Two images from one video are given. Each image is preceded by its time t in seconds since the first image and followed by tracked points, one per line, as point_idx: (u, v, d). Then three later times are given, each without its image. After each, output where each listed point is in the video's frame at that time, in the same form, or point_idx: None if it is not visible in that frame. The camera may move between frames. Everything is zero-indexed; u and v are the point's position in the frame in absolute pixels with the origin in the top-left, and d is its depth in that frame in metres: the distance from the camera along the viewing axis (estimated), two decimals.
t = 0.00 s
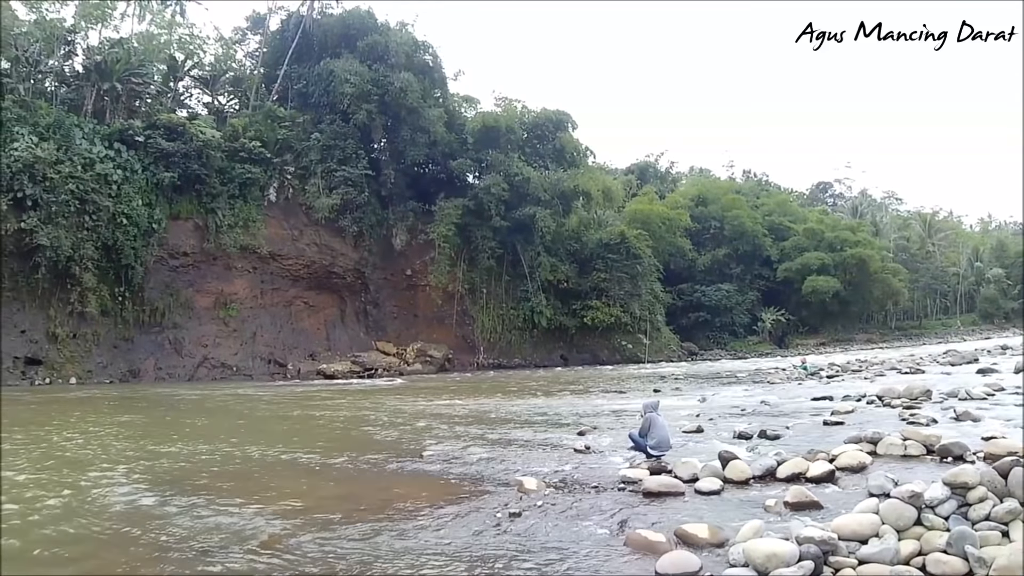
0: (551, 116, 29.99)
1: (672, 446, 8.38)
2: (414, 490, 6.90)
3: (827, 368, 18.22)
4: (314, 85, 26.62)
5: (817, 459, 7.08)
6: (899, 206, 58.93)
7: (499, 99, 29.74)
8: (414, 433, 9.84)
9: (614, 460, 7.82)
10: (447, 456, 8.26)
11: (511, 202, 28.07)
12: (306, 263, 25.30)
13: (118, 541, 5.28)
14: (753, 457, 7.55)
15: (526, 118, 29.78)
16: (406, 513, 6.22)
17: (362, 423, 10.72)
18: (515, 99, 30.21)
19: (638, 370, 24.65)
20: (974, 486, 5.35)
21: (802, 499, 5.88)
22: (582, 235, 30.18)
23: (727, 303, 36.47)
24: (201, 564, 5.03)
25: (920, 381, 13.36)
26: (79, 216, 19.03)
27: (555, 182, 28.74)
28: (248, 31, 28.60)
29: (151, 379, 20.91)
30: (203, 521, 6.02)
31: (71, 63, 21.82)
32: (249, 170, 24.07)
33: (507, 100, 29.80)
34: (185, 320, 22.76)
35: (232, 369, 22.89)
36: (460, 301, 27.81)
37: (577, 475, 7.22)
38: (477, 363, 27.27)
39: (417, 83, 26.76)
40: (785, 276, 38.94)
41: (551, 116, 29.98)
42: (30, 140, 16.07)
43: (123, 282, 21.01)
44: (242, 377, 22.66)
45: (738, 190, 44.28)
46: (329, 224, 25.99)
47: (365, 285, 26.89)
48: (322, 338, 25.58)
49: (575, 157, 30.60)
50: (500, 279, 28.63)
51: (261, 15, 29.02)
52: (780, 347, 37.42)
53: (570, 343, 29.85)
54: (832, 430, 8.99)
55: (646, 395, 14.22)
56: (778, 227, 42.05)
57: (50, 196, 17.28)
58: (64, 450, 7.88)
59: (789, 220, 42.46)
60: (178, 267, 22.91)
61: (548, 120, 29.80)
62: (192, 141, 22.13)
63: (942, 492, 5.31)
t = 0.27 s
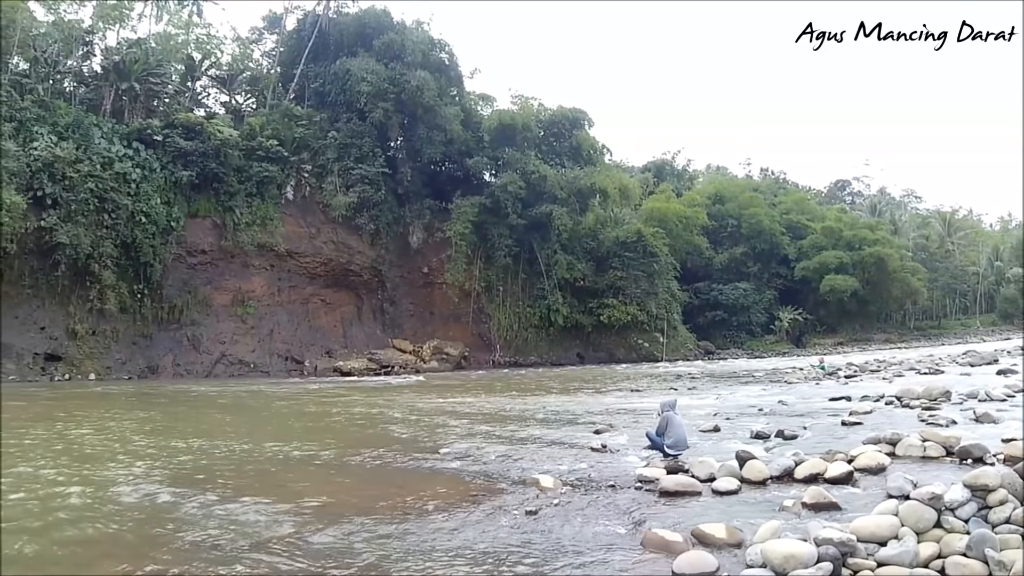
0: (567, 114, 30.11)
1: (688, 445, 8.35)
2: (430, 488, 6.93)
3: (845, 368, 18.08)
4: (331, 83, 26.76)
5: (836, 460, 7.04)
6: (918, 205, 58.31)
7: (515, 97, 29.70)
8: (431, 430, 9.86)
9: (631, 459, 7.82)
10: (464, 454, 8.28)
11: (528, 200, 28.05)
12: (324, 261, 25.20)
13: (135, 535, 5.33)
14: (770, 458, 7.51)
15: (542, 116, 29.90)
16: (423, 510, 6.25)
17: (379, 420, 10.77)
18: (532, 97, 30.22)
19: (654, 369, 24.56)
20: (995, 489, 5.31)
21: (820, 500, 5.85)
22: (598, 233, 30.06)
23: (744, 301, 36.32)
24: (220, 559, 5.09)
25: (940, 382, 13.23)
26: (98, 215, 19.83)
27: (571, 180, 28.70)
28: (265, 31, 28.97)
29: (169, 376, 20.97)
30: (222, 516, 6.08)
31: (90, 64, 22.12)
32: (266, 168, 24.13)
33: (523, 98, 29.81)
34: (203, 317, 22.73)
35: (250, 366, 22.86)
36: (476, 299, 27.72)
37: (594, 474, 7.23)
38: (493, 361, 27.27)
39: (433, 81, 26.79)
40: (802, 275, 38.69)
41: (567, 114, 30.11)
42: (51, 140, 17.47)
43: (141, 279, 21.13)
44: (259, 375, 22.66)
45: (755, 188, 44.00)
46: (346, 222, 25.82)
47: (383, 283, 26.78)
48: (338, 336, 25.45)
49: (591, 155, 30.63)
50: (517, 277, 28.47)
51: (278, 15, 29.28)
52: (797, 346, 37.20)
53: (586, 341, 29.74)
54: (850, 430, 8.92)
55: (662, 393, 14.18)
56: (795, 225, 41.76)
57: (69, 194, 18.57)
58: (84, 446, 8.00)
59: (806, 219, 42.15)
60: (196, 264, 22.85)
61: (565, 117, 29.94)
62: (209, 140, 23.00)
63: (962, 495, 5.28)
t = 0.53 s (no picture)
0: (586, 112, 30.26)
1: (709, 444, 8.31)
2: (450, 486, 6.95)
3: (867, 366, 17.91)
4: (350, 83, 26.87)
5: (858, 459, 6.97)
6: (940, 201, 57.58)
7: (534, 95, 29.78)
8: (451, 428, 9.88)
9: (651, 457, 7.79)
10: (483, 452, 8.30)
11: (548, 198, 28.24)
12: (344, 259, 25.34)
13: (158, 530, 5.39)
14: (792, 457, 7.45)
15: (561, 114, 30.04)
16: (442, 507, 6.27)
17: (399, 417, 10.81)
18: (550, 94, 30.29)
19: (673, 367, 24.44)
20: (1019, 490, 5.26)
21: (842, 500, 5.81)
22: (618, 231, 30.02)
23: (765, 299, 36.07)
24: (242, 555, 5.14)
25: (963, 381, 13.06)
26: (121, 214, 20.10)
27: (591, 178, 28.71)
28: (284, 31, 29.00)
29: (191, 373, 21.13)
30: (243, 512, 6.14)
31: (111, 65, 22.42)
32: (287, 167, 24.36)
33: (541, 96, 29.87)
34: (224, 315, 22.85)
35: (271, 364, 22.85)
36: (496, 297, 27.68)
37: (614, 473, 7.21)
38: (514, 358, 27.11)
39: (452, 80, 26.88)
40: (823, 272, 38.35)
41: (586, 112, 30.26)
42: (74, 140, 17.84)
43: (164, 277, 21.41)
44: (280, 372, 22.63)
45: (775, 184, 43.62)
46: (366, 220, 25.98)
47: (403, 281, 26.81)
48: (358, 333, 25.41)
49: (611, 153, 30.70)
50: (538, 274, 28.53)
51: (296, 15, 29.42)
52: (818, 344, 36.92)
53: (606, 339, 29.63)
54: (872, 430, 8.84)
55: (681, 392, 14.11)
56: (815, 222, 41.38)
57: (92, 194, 18.88)
58: (107, 442, 8.11)
59: (827, 215, 41.73)
60: (217, 263, 23.05)
61: (584, 115, 30.21)
62: (231, 139, 23.22)
63: (986, 496, 5.23)
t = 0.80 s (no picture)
0: (604, 110, 30.08)
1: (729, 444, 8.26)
2: (468, 484, 6.96)
3: (888, 365, 17.73)
4: (368, 83, 26.95)
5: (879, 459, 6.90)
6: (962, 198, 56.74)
7: (552, 93, 29.69)
8: (470, 427, 9.90)
9: (670, 457, 7.77)
10: (502, 451, 8.30)
11: (567, 197, 28.22)
12: (363, 258, 25.30)
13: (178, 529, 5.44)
14: (811, 457, 7.39)
15: (579, 113, 29.94)
16: (461, 507, 6.28)
17: (418, 417, 10.84)
18: (568, 93, 30.19)
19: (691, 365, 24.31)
20: None
21: (863, 500, 5.76)
22: (636, 230, 29.73)
23: (784, 298, 35.85)
24: (260, 552, 5.17)
25: (986, 380, 12.89)
26: (141, 215, 20.63)
27: (610, 177, 28.67)
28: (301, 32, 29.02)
29: (211, 372, 21.28)
30: (263, 510, 6.19)
31: (130, 67, 23.13)
32: (305, 167, 24.45)
33: (559, 94, 29.75)
34: (244, 315, 22.98)
35: (290, 363, 22.96)
36: (515, 296, 27.74)
37: (633, 472, 7.19)
38: (532, 358, 27.14)
39: (470, 79, 26.88)
40: (843, 271, 38.01)
41: (605, 110, 30.06)
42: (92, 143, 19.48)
43: (184, 277, 21.67)
44: (300, 371, 22.74)
45: (795, 182, 43.27)
46: (385, 220, 25.93)
47: (422, 280, 26.79)
48: (377, 332, 25.46)
49: (629, 151, 30.61)
50: (556, 273, 28.56)
51: (314, 16, 29.54)
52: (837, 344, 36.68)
53: (625, 338, 29.58)
54: (893, 429, 8.75)
55: (701, 391, 14.05)
56: (834, 220, 41.01)
57: (113, 196, 19.86)
58: (129, 441, 8.23)
59: (847, 213, 41.32)
60: (236, 263, 23.20)
61: (603, 114, 29.94)
62: (250, 140, 23.31)
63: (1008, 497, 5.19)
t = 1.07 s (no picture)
0: (622, 109, 29.98)
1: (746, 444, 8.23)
2: (485, 484, 6.98)
3: (908, 366, 17.59)
4: (385, 83, 27.06)
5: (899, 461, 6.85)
6: (983, 197, 55.97)
7: (569, 93, 29.66)
8: (487, 427, 9.92)
9: (687, 457, 7.76)
10: (520, 450, 8.33)
11: (584, 196, 28.16)
12: (381, 258, 25.39)
13: (198, 527, 5.50)
14: (830, 458, 7.35)
15: (596, 112, 29.87)
16: (478, 505, 6.31)
17: (437, 416, 10.89)
18: (585, 92, 30.13)
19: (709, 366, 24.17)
20: None
21: (882, 502, 5.71)
22: (653, 229, 29.80)
23: (803, 298, 35.63)
24: (279, 548, 5.23)
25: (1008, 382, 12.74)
26: (160, 215, 20.84)
27: (627, 176, 28.59)
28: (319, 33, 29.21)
29: (230, 371, 21.39)
30: (282, 508, 6.25)
31: (149, 69, 23.39)
32: (323, 167, 24.57)
33: (577, 93, 29.67)
34: (263, 314, 23.13)
35: (308, 362, 23.05)
36: (532, 295, 27.77)
37: (650, 473, 7.19)
38: (550, 357, 27.13)
39: (487, 79, 26.90)
40: (862, 270, 37.67)
41: (622, 109, 30.00)
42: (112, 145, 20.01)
43: (203, 277, 21.83)
44: (318, 370, 22.84)
45: (813, 181, 42.95)
46: (403, 219, 26.01)
47: (439, 280, 26.85)
48: (395, 332, 25.53)
49: (647, 150, 30.49)
50: (574, 272, 28.54)
51: (332, 17, 29.68)
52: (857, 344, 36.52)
53: (642, 338, 29.49)
54: (913, 430, 8.68)
55: (719, 391, 13.99)
56: (853, 219, 40.68)
57: (132, 196, 20.14)
58: (150, 440, 8.33)
59: (866, 212, 40.94)
60: (255, 262, 23.33)
61: (619, 113, 29.93)
62: (268, 140, 23.49)
63: None
